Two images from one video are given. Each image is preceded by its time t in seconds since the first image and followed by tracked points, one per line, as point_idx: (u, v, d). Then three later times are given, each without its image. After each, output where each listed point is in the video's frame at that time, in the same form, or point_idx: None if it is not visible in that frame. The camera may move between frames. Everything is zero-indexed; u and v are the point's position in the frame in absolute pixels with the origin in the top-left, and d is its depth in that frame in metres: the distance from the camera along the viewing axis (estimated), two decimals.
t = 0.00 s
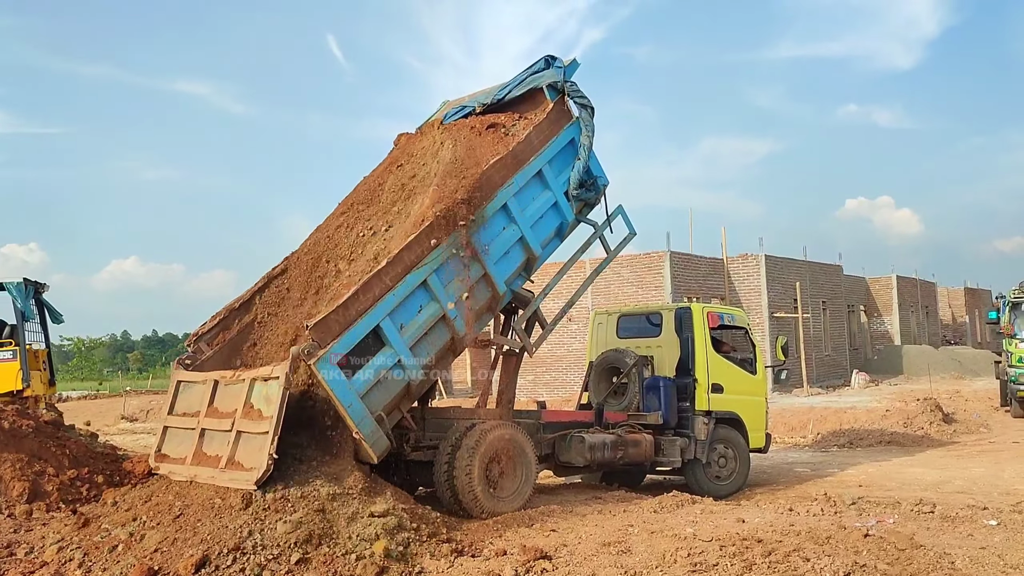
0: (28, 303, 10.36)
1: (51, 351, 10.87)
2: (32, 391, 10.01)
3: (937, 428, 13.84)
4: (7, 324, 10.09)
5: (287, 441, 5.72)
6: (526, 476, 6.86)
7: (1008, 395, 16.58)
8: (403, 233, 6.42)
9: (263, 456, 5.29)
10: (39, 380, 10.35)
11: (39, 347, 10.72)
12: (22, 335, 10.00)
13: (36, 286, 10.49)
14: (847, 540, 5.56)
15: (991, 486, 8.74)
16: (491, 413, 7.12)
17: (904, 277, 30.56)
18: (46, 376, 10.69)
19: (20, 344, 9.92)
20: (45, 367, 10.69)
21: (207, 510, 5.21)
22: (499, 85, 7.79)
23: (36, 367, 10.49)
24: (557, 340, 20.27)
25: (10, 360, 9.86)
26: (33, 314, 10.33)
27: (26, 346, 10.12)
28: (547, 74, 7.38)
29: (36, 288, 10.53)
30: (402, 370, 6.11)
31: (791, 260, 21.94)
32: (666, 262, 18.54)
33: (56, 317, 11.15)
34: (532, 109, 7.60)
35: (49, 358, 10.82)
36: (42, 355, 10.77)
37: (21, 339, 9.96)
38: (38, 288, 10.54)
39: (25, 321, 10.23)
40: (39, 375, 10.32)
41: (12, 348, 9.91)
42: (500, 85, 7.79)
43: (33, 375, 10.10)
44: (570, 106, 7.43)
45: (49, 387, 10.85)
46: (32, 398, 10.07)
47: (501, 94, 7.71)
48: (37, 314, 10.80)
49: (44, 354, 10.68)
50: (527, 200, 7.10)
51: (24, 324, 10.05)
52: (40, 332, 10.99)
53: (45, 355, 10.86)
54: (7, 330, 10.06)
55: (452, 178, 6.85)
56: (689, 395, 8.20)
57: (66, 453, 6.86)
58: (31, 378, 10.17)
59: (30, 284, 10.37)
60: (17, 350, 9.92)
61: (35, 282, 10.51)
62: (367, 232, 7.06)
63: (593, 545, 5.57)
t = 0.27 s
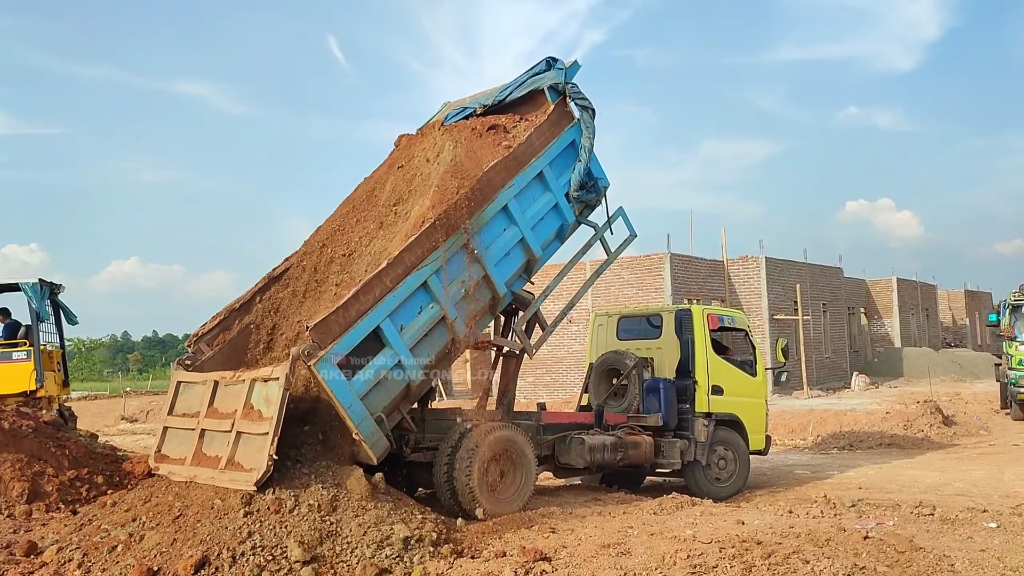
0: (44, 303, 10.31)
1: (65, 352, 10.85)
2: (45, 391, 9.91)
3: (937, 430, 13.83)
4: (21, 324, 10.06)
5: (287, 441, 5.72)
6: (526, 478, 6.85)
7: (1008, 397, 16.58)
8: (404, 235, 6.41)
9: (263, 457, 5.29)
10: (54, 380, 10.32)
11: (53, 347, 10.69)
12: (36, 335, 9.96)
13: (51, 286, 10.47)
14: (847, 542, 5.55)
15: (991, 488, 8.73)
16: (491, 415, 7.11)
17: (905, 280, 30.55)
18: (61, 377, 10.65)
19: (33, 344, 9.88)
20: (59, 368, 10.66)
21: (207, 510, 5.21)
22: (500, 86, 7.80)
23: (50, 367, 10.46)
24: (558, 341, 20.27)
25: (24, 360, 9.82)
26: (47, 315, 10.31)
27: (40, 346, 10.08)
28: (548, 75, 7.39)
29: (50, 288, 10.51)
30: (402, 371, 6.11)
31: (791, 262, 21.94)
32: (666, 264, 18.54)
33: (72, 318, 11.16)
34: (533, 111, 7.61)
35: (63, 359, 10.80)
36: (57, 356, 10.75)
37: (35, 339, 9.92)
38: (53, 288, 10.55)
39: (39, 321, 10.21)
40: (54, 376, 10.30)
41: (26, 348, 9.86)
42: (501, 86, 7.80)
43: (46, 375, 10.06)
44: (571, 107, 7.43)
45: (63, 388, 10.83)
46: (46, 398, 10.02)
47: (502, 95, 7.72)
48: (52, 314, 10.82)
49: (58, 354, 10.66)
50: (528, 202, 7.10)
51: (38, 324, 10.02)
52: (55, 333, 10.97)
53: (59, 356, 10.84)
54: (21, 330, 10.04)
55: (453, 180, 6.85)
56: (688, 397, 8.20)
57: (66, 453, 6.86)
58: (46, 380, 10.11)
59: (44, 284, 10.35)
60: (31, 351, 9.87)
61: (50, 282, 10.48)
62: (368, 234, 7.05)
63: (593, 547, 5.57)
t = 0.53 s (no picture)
0: (55, 304, 10.30)
1: (78, 352, 10.83)
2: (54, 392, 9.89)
3: (938, 433, 13.82)
4: (32, 325, 10.06)
5: (288, 442, 5.73)
6: (527, 480, 6.84)
7: (1009, 400, 16.57)
8: (406, 237, 6.43)
9: (264, 458, 5.29)
10: (65, 381, 10.31)
11: (65, 348, 10.68)
12: (47, 336, 9.94)
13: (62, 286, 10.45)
14: (848, 545, 5.55)
15: (992, 491, 8.73)
16: (491, 416, 7.11)
17: (906, 282, 30.52)
18: (74, 377, 10.66)
19: (43, 344, 9.86)
20: (72, 368, 10.65)
21: (208, 511, 5.21)
22: (502, 88, 7.80)
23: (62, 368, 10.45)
24: (559, 343, 20.26)
25: (33, 360, 9.80)
26: (58, 315, 10.29)
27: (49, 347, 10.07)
28: (550, 77, 7.41)
29: (62, 288, 10.50)
30: (403, 372, 6.11)
31: (793, 264, 21.94)
32: (668, 266, 18.54)
33: (86, 317, 11.18)
34: (535, 112, 7.62)
35: (76, 359, 10.78)
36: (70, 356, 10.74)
37: (44, 339, 9.90)
38: (66, 288, 10.55)
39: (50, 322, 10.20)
40: (65, 376, 10.29)
41: (35, 349, 9.85)
42: (502, 88, 7.79)
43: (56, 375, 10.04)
44: (572, 109, 7.43)
45: (76, 388, 10.82)
46: (55, 399, 10.00)
47: (504, 97, 7.71)
48: (65, 314, 10.84)
49: (71, 354, 10.68)
50: (529, 204, 7.11)
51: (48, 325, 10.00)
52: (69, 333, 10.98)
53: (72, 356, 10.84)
54: (32, 330, 10.04)
55: (454, 182, 6.86)
56: (689, 399, 8.20)
57: (67, 454, 6.86)
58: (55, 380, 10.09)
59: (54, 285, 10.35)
60: (40, 351, 9.85)
61: (62, 283, 10.47)
62: (369, 235, 7.07)
63: (593, 549, 5.57)
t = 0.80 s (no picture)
0: (60, 304, 10.30)
1: (88, 353, 10.82)
2: (57, 393, 9.87)
3: (940, 435, 13.81)
4: (37, 326, 10.07)
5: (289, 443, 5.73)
6: (528, 481, 6.84)
7: (1011, 403, 16.55)
8: (408, 238, 6.44)
9: (266, 458, 5.30)
10: (71, 381, 10.31)
11: (74, 348, 10.68)
12: (50, 337, 9.94)
13: (69, 287, 10.44)
14: (849, 547, 5.55)
15: (994, 493, 8.72)
16: (493, 418, 7.11)
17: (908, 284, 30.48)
18: (83, 378, 10.67)
19: (46, 346, 9.84)
20: (80, 369, 10.64)
21: (209, 511, 5.22)
22: (504, 90, 7.79)
23: (70, 369, 10.43)
24: (560, 345, 20.27)
25: (36, 361, 9.80)
26: (63, 316, 10.28)
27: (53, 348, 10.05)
28: (551, 79, 7.42)
29: (69, 289, 10.48)
30: (405, 373, 6.12)
31: (795, 266, 21.93)
32: (670, 267, 18.53)
33: (97, 317, 11.21)
34: (537, 114, 7.63)
35: (86, 360, 10.77)
36: (79, 356, 10.73)
37: (47, 341, 9.88)
38: (73, 289, 10.56)
39: (55, 323, 10.19)
40: (71, 376, 10.28)
41: (38, 350, 9.83)
42: (504, 90, 7.79)
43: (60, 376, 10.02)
44: (574, 111, 7.44)
45: (86, 389, 10.81)
46: (59, 400, 9.97)
47: (506, 98, 7.71)
48: (75, 314, 10.88)
49: (80, 355, 10.69)
50: (531, 205, 7.12)
51: (51, 326, 9.99)
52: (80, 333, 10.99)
53: (82, 356, 10.83)
54: (37, 331, 10.05)
55: (456, 184, 6.87)
56: (691, 401, 8.20)
57: (69, 455, 6.87)
58: (59, 381, 10.07)
59: (59, 286, 10.35)
60: (44, 352, 9.85)
61: (68, 284, 10.46)
62: (372, 236, 7.08)
63: (595, 550, 5.57)
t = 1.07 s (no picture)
0: (60, 306, 10.32)
1: (93, 353, 10.80)
2: (52, 395, 9.83)
3: (941, 438, 13.79)
4: (36, 327, 10.09)
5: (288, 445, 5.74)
6: (529, 483, 6.84)
7: (1013, 405, 16.53)
8: (410, 240, 6.45)
9: (267, 460, 5.31)
10: (72, 382, 10.29)
11: (79, 349, 10.67)
12: (47, 337, 9.93)
13: (69, 288, 10.44)
14: (850, 549, 5.54)
15: (995, 496, 8.71)
16: (493, 420, 7.12)
17: (909, 286, 30.46)
18: (88, 379, 10.67)
19: (41, 347, 9.84)
20: (85, 370, 10.61)
21: (209, 513, 5.23)
22: (505, 92, 7.79)
23: (74, 369, 10.40)
24: (561, 347, 20.27)
25: (33, 362, 9.82)
26: (61, 316, 10.28)
27: (51, 349, 10.05)
28: (553, 81, 7.42)
29: (70, 289, 10.48)
30: (405, 375, 6.12)
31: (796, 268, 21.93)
32: (671, 269, 18.53)
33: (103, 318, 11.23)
34: (538, 116, 7.63)
35: (92, 360, 10.74)
36: (84, 357, 10.71)
37: (43, 342, 9.88)
38: (77, 289, 10.59)
39: (52, 324, 10.20)
40: (72, 377, 10.27)
41: (35, 351, 9.85)
42: (505, 91, 7.79)
43: (58, 377, 10.00)
44: (575, 112, 7.44)
45: (91, 389, 10.77)
46: (57, 401, 9.95)
47: (507, 100, 7.71)
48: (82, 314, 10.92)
49: (85, 356, 10.71)
50: (532, 207, 7.12)
51: (48, 327, 9.99)
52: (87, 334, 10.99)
53: (88, 357, 10.81)
54: (36, 332, 10.08)
55: (457, 186, 6.88)
56: (692, 403, 8.20)
57: (70, 456, 6.89)
58: (58, 382, 10.03)
59: (57, 287, 10.36)
60: (40, 353, 9.85)
61: (68, 284, 10.45)
62: (373, 238, 7.08)
63: (595, 552, 5.57)
